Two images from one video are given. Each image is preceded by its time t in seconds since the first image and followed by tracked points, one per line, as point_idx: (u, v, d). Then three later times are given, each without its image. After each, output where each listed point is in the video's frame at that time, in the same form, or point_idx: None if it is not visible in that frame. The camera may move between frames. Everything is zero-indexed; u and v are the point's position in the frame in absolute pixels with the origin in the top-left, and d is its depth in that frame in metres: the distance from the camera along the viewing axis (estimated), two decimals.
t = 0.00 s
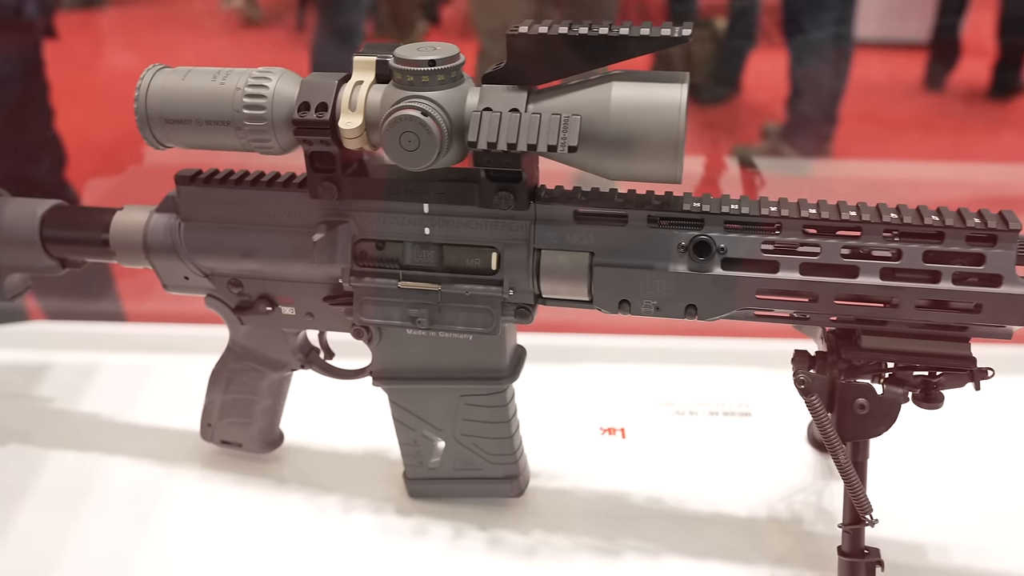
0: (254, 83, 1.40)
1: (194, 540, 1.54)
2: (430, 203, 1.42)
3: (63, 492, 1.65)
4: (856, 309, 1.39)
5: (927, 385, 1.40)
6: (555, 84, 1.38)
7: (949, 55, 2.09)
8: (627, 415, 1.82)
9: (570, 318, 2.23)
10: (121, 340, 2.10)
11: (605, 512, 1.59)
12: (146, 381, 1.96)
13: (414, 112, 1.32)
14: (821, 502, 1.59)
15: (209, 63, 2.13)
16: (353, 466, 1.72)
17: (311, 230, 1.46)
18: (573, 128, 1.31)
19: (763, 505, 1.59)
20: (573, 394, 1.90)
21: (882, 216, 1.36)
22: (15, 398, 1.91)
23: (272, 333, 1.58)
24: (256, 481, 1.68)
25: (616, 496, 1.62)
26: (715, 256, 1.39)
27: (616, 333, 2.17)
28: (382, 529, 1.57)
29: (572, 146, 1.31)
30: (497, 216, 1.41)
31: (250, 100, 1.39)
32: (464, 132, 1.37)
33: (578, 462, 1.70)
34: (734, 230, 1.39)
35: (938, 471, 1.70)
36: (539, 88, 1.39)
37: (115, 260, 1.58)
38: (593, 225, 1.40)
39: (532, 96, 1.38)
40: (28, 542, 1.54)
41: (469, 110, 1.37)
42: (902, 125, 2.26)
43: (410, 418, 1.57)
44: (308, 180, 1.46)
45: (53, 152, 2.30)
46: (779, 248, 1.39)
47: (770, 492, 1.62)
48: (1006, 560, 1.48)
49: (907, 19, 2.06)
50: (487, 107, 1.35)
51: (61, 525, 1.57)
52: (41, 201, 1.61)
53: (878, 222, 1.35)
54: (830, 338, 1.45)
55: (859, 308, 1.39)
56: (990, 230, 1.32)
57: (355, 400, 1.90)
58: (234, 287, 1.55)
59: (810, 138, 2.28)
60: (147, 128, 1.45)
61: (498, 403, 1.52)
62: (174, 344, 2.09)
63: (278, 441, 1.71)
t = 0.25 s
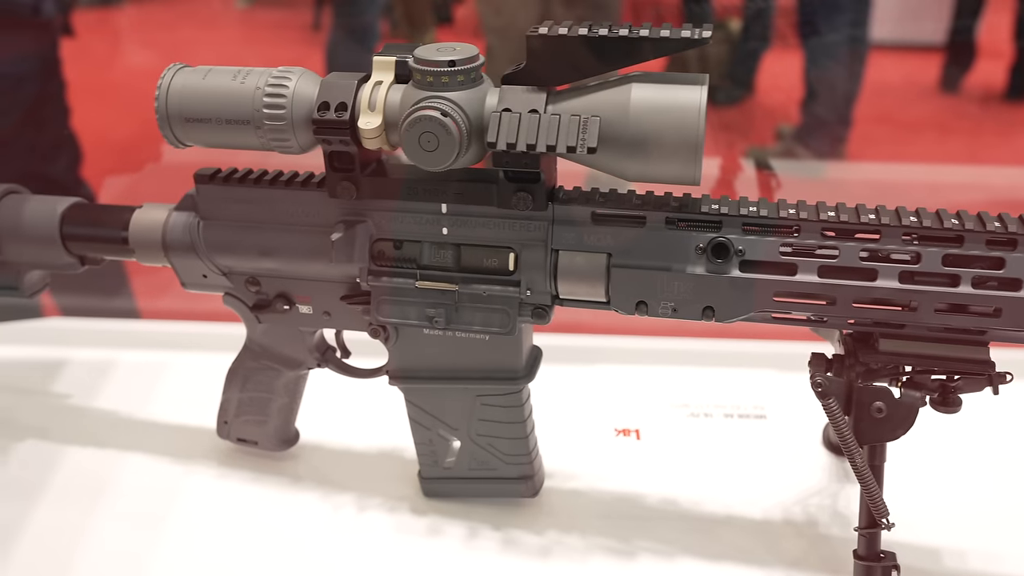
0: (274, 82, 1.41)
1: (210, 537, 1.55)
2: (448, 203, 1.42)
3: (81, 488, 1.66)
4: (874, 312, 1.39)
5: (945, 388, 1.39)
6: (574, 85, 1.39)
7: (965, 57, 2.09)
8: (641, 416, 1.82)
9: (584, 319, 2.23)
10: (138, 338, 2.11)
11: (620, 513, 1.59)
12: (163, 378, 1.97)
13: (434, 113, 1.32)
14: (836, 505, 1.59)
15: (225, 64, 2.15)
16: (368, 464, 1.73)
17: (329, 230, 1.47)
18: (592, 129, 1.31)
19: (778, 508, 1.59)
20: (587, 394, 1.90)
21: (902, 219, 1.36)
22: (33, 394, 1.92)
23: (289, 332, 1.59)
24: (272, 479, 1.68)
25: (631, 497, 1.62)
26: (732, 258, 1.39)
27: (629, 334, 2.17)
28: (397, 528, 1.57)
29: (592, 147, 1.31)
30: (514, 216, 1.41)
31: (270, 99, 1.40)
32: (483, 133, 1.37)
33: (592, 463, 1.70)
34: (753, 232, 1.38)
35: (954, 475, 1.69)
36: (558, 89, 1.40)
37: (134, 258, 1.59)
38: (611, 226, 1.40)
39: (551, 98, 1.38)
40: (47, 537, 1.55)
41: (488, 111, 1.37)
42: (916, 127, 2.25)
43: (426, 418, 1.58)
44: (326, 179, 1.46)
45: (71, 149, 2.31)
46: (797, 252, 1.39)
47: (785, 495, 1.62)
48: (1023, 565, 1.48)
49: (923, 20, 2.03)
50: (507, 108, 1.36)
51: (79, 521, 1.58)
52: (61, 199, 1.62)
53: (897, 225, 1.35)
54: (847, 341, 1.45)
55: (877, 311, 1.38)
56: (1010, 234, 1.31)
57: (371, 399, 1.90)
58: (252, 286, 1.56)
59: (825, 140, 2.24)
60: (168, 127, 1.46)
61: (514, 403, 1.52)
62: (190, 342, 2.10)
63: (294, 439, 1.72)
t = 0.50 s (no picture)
0: (296, 83, 1.42)
1: (228, 535, 1.56)
2: (468, 205, 1.42)
3: (100, 485, 1.67)
4: (894, 317, 1.38)
5: (965, 394, 1.38)
6: (596, 88, 1.39)
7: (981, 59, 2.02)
8: (657, 418, 1.83)
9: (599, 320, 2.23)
10: (156, 336, 2.13)
11: (637, 516, 1.59)
12: (180, 376, 1.98)
13: (456, 115, 1.33)
14: (853, 509, 1.59)
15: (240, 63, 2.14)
16: (385, 464, 1.73)
17: (349, 230, 1.48)
18: (614, 131, 1.31)
19: (795, 512, 1.59)
20: (603, 396, 1.91)
21: (923, 224, 1.35)
22: (52, 392, 1.93)
23: (308, 331, 1.59)
24: (289, 478, 1.69)
25: (648, 499, 1.62)
26: (752, 261, 1.39)
27: (645, 336, 2.17)
28: (415, 528, 1.58)
29: (613, 150, 1.31)
30: (534, 218, 1.41)
31: (292, 100, 1.41)
32: (504, 135, 1.37)
33: (609, 465, 1.71)
34: (773, 235, 1.38)
35: (971, 480, 1.69)
36: (579, 92, 1.40)
37: (154, 257, 1.60)
38: (630, 229, 1.40)
39: (572, 100, 1.38)
40: (67, 534, 1.56)
41: (510, 113, 1.38)
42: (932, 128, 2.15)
43: (444, 418, 1.58)
44: (347, 180, 1.47)
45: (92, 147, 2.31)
46: (818, 255, 1.38)
47: (801, 498, 1.62)
48: None
49: (936, 23, 1.98)
50: (529, 110, 1.36)
51: (99, 518, 1.60)
52: (83, 198, 1.64)
53: (918, 229, 1.34)
54: (866, 345, 1.45)
55: (897, 316, 1.38)
56: None
57: (389, 399, 1.91)
58: (272, 285, 1.57)
59: (838, 142, 2.19)
60: (190, 127, 1.47)
61: (532, 404, 1.53)
62: (207, 341, 2.11)
63: (312, 438, 1.72)
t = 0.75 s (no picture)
0: (317, 84, 1.42)
1: (245, 533, 1.56)
2: (488, 206, 1.43)
3: (119, 482, 1.68)
4: (915, 320, 1.38)
5: (985, 398, 1.40)
6: (617, 90, 1.39)
7: (995, 61, 1.96)
8: (673, 420, 1.83)
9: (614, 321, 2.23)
10: (173, 335, 2.14)
11: (653, 517, 1.59)
12: (198, 374, 1.99)
13: (477, 116, 1.33)
14: (870, 513, 1.58)
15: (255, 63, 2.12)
16: (401, 463, 1.74)
17: (369, 230, 1.48)
18: (635, 133, 1.31)
19: (811, 515, 1.58)
20: (619, 397, 1.91)
21: (944, 227, 1.35)
22: (70, 389, 1.95)
23: (327, 331, 1.60)
24: (306, 477, 1.70)
25: (664, 501, 1.62)
26: (772, 264, 1.38)
27: (659, 337, 2.17)
28: (431, 527, 1.58)
29: (634, 152, 1.31)
30: (554, 219, 1.41)
31: (313, 100, 1.41)
32: (525, 136, 1.37)
33: (625, 466, 1.71)
34: (793, 238, 1.38)
35: (988, 485, 1.69)
36: (600, 94, 1.40)
37: (174, 255, 1.60)
38: (650, 231, 1.40)
39: (593, 102, 1.38)
40: (86, 531, 1.57)
41: (531, 115, 1.38)
42: (946, 132, 2.09)
43: (461, 419, 1.58)
44: (367, 180, 1.47)
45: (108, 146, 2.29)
46: (838, 258, 1.38)
47: (818, 501, 1.61)
48: None
49: (951, 25, 1.93)
50: (549, 112, 1.36)
51: (117, 515, 1.61)
52: (103, 197, 1.65)
53: (939, 233, 1.34)
54: (886, 349, 1.45)
55: (917, 319, 1.38)
56: None
57: (406, 399, 1.91)
58: (291, 285, 1.57)
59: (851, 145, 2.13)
60: (211, 127, 1.47)
61: (549, 405, 1.53)
62: (223, 339, 2.12)
63: (329, 437, 1.73)
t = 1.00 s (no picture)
0: (336, 84, 1.41)
1: (260, 534, 1.56)
2: (506, 207, 1.42)
3: (134, 481, 1.68)
4: (937, 325, 1.36)
5: (1007, 404, 1.39)
6: (637, 92, 1.38)
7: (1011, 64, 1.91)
8: (689, 423, 1.82)
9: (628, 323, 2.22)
10: (187, 333, 2.14)
11: (669, 521, 1.58)
12: (212, 374, 1.99)
13: (496, 117, 1.32)
14: (888, 519, 1.57)
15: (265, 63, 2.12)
16: (415, 465, 1.73)
17: (386, 231, 1.48)
18: (656, 135, 1.30)
19: (829, 521, 1.57)
20: (635, 400, 1.90)
21: (968, 232, 1.33)
22: (85, 387, 1.95)
23: (343, 332, 1.60)
24: (320, 478, 1.70)
25: (680, 505, 1.61)
26: (793, 267, 1.37)
27: (674, 340, 2.17)
28: (446, 529, 1.58)
29: (656, 154, 1.29)
30: (573, 221, 1.41)
31: (332, 100, 1.40)
32: (544, 138, 1.36)
33: (640, 470, 1.70)
34: (814, 242, 1.37)
35: (1008, 491, 1.67)
36: (620, 95, 1.39)
37: (191, 255, 1.60)
38: (669, 234, 1.39)
39: (614, 104, 1.37)
40: (102, 530, 1.57)
41: (551, 116, 1.37)
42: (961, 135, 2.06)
43: (477, 421, 1.58)
44: (385, 181, 1.46)
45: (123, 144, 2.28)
46: (859, 262, 1.37)
47: (835, 507, 1.60)
48: None
49: (965, 26, 1.88)
50: (570, 113, 1.35)
51: (132, 514, 1.60)
52: (120, 196, 1.64)
53: (962, 237, 1.33)
54: (906, 354, 1.43)
55: (939, 324, 1.36)
56: None
57: (421, 400, 1.91)
58: (307, 285, 1.57)
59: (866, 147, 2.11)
60: (229, 127, 1.47)
61: (566, 408, 1.52)
62: (237, 339, 2.12)
63: (343, 438, 1.73)
